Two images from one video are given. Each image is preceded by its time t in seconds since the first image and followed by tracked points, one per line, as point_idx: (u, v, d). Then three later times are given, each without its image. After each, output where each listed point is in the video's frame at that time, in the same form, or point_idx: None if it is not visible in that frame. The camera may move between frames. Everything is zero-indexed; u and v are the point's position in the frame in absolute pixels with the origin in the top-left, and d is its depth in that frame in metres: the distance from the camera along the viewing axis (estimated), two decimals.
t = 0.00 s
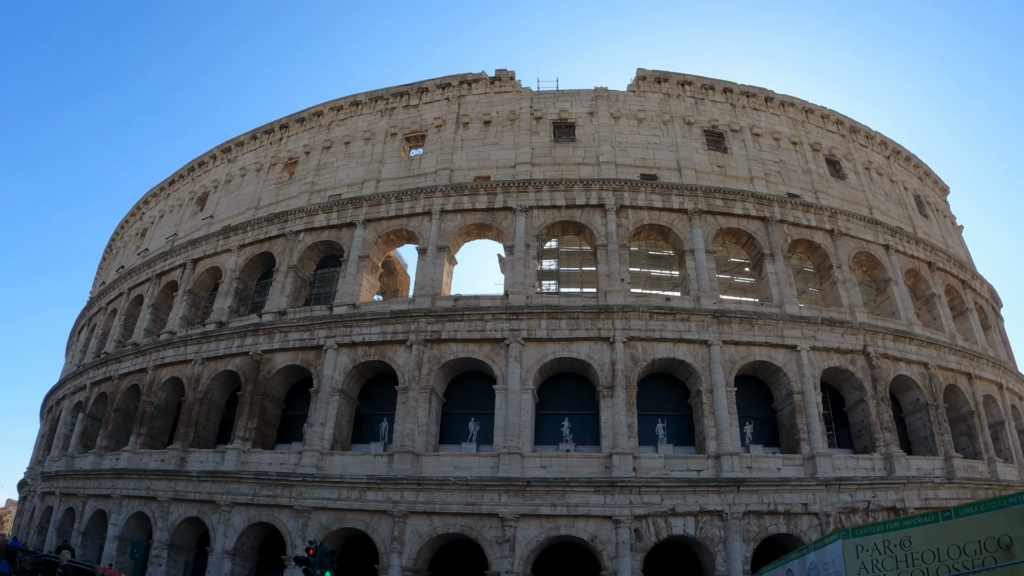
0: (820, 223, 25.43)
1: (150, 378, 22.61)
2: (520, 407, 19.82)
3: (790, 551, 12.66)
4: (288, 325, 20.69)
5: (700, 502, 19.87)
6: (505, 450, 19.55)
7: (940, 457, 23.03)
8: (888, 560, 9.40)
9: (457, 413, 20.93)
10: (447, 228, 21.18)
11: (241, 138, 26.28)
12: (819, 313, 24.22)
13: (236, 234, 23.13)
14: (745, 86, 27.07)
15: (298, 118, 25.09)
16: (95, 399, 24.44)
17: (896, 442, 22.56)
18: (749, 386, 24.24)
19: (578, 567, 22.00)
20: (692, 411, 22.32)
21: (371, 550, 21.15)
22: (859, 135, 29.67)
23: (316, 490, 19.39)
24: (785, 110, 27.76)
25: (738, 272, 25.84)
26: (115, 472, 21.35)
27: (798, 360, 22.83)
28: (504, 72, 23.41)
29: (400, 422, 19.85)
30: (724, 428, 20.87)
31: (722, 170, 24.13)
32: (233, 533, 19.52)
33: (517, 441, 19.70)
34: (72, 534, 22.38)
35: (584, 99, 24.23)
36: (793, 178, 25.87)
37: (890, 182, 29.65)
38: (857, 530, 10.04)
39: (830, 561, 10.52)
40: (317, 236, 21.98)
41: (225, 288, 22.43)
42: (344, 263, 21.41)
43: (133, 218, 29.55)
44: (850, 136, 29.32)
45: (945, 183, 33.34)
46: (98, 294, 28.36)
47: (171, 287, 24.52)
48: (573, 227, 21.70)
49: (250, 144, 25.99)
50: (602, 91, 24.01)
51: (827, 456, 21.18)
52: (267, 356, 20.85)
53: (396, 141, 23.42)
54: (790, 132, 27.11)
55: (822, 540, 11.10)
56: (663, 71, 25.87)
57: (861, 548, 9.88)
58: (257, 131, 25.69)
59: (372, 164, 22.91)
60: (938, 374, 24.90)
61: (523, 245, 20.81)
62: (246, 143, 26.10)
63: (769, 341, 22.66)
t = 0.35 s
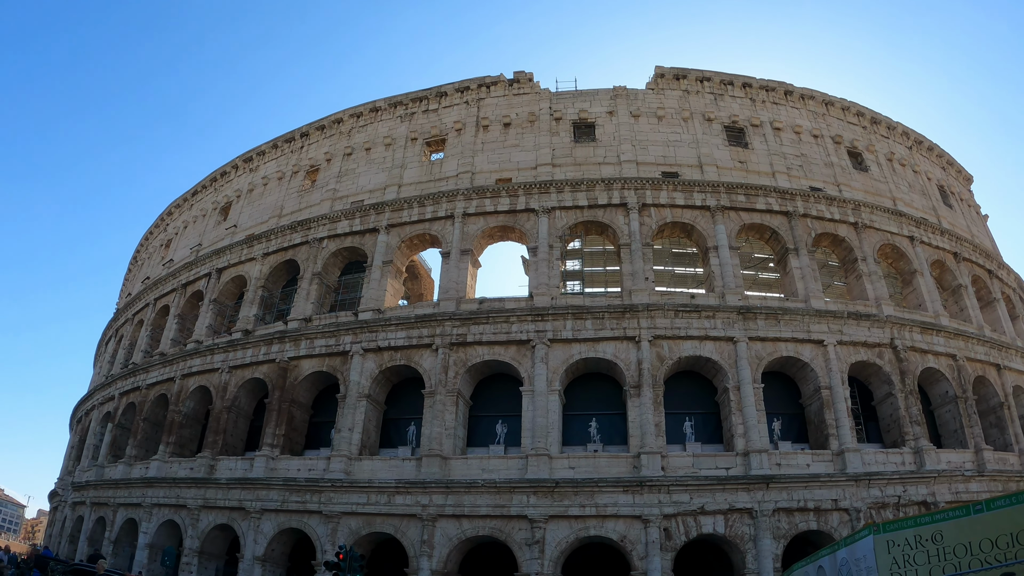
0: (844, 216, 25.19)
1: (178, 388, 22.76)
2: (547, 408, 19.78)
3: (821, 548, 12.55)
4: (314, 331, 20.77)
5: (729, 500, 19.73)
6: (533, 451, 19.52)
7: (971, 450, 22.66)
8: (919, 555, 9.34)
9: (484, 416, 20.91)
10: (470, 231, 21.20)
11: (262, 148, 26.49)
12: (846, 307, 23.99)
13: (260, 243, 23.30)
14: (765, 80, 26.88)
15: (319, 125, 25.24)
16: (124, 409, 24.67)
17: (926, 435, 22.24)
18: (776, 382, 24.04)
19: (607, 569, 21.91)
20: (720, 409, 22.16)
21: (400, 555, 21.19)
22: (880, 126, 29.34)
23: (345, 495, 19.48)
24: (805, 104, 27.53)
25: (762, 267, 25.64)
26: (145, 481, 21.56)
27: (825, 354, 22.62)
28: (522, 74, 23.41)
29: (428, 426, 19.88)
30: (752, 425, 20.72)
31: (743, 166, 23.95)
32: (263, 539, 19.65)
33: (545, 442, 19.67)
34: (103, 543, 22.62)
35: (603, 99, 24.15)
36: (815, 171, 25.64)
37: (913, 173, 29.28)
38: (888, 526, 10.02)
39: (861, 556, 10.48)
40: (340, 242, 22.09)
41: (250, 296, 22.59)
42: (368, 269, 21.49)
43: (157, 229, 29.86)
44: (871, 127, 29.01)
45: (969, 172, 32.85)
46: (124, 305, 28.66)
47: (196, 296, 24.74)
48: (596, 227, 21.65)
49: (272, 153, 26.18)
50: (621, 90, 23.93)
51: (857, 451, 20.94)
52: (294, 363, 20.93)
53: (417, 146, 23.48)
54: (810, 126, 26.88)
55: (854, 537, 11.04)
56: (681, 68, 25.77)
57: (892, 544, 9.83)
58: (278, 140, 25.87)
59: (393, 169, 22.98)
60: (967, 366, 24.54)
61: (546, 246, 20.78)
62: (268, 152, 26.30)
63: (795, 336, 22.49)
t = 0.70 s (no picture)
0: (859, 210, 25.03)
1: (195, 394, 22.80)
2: (564, 408, 19.75)
3: (841, 544, 12.43)
4: (330, 335, 20.81)
5: (749, 498, 19.64)
6: (551, 451, 19.51)
7: (990, 443, 22.38)
8: (941, 549, 9.09)
9: (502, 417, 20.88)
10: (484, 232, 21.20)
11: (276, 153, 26.59)
12: (862, 302, 23.83)
13: (275, 248, 23.39)
14: (776, 75, 26.74)
15: (331, 129, 25.32)
16: (142, 415, 24.77)
17: (945, 429, 22.02)
18: (794, 378, 23.90)
19: (627, 568, 21.85)
20: (738, 406, 22.04)
21: (419, 557, 21.18)
22: (894, 119, 29.13)
23: (364, 498, 19.52)
24: (818, 97, 27.36)
25: (777, 263, 25.50)
26: (164, 487, 21.67)
27: (843, 349, 22.49)
28: (534, 74, 23.39)
29: (446, 427, 19.89)
30: (771, 421, 20.62)
31: (757, 161, 23.83)
32: (283, 543, 19.72)
33: (563, 442, 19.64)
34: (124, 549, 22.74)
35: (615, 97, 24.08)
36: (829, 165, 25.48)
37: (928, 165, 29.03)
38: (908, 521, 9.76)
39: (882, 552, 10.25)
40: (355, 246, 22.14)
41: (266, 301, 22.67)
42: (383, 272, 21.52)
43: (172, 236, 30.04)
44: (885, 120, 28.79)
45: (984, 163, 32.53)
46: (141, 312, 28.83)
47: (212, 302, 24.85)
48: (611, 225, 21.60)
49: (285, 158, 26.29)
50: (633, 88, 23.86)
51: (876, 446, 20.79)
52: (310, 367, 20.94)
53: (429, 148, 23.50)
54: (823, 119, 26.71)
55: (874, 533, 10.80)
56: (693, 64, 25.69)
57: (913, 538, 9.59)
58: (291, 145, 25.97)
59: (407, 172, 23.01)
60: (985, 359, 24.29)
61: (561, 245, 20.74)
62: (281, 158, 26.40)
63: (813, 332, 22.38)
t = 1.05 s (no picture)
0: (871, 204, 24.91)
1: (210, 397, 22.87)
2: (578, 406, 19.72)
3: (856, 540, 12.46)
4: (343, 336, 20.84)
5: (764, 494, 19.57)
6: (566, 450, 19.49)
7: (1006, 437, 22.14)
8: (957, 544, 9.07)
9: (515, 416, 20.85)
10: (496, 232, 21.18)
11: (286, 156, 26.67)
12: (875, 296, 23.73)
13: (287, 251, 23.45)
14: (786, 70, 26.63)
15: (341, 132, 25.36)
16: (156, 419, 24.84)
17: (960, 423, 21.84)
18: (808, 373, 23.79)
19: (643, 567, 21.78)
20: (752, 402, 21.95)
21: (435, 557, 21.08)
22: (904, 112, 28.95)
23: (378, 499, 19.55)
24: (828, 91, 27.23)
25: (790, 258, 25.40)
26: (179, 490, 21.75)
27: (856, 344, 22.42)
28: (543, 73, 23.37)
29: (460, 427, 19.89)
30: (785, 418, 20.54)
31: (768, 156, 23.73)
32: (298, 545, 19.79)
33: (577, 441, 19.62)
34: (140, 552, 22.81)
35: (624, 95, 24.02)
36: (840, 159, 25.35)
37: (939, 157, 28.84)
38: (925, 516, 9.79)
39: (897, 547, 10.25)
40: (367, 248, 22.17)
41: (279, 304, 22.73)
42: (395, 273, 21.55)
43: (184, 241, 30.17)
44: (895, 113, 28.62)
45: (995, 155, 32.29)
46: (154, 316, 28.96)
47: (225, 305, 24.93)
48: (622, 223, 21.57)
49: (295, 161, 26.36)
50: (642, 85, 23.81)
51: (891, 441, 20.69)
52: (324, 369, 20.96)
53: (439, 149, 23.50)
54: (834, 113, 26.58)
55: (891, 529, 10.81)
56: (701, 60, 25.62)
57: (930, 534, 9.59)
58: (301, 148, 26.03)
59: (417, 173, 23.02)
60: (999, 352, 24.10)
61: (573, 244, 20.71)
62: (292, 161, 26.47)
63: (826, 327, 22.34)
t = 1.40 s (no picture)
0: (890, 191, 24.70)
1: (234, 401, 23.00)
2: (601, 402, 19.67)
3: (883, 531, 12.26)
4: (365, 337, 20.89)
5: (789, 486, 19.44)
6: (590, 446, 19.46)
7: None
8: (985, 533, 8.82)
9: (539, 413, 20.82)
10: (515, 229, 21.15)
11: (303, 159, 26.77)
12: (897, 284, 23.53)
13: (307, 254, 23.55)
14: (801, 58, 26.42)
15: (357, 133, 25.42)
16: (181, 424, 25.01)
17: (986, 411, 21.57)
18: (831, 363, 23.64)
19: (671, 561, 21.65)
20: (776, 394, 21.82)
21: (462, 555, 20.96)
22: (921, 97, 28.64)
23: (404, 498, 19.61)
24: (844, 79, 27.00)
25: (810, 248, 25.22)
26: (205, 494, 21.88)
27: (879, 333, 22.27)
28: (557, 68, 23.31)
29: (484, 425, 19.90)
30: (809, 409, 20.41)
31: (786, 146, 23.55)
32: (325, 546, 19.88)
33: (601, 436, 19.58)
34: (168, 556, 22.94)
35: (639, 88, 23.92)
36: (858, 147, 25.13)
37: (958, 142, 28.50)
38: (951, 504, 9.51)
39: (925, 537, 10.05)
40: (387, 248, 22.22)
41: (301, 307, 22.83)
42: (416, 273, 21.59)
43: (205, 246, 30.38)
44: (912, 98, 28.31)
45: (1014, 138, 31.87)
46: (176, 322, 29.20)
47: (247, 310, 25.07)
48: (641, 217, 21.50)
49: (313, 164, 26.46)
50: (657, 78, 23.71)
51: (917, 430, 20.50)
52: (347, 370, 21.03)
53: (456, 148, 23.50)
54: (850, 101, 26.33)
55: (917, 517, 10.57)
56: (716, 51, 25.47)
57: (957, 523, 9.35)
58: (318, 150, 26.12)
59: (435, 173, 23.04)
60: None
61: (592, 239, 20.66)
62: (309, 164, 26.57)
63: (848, 316, 22.25)
